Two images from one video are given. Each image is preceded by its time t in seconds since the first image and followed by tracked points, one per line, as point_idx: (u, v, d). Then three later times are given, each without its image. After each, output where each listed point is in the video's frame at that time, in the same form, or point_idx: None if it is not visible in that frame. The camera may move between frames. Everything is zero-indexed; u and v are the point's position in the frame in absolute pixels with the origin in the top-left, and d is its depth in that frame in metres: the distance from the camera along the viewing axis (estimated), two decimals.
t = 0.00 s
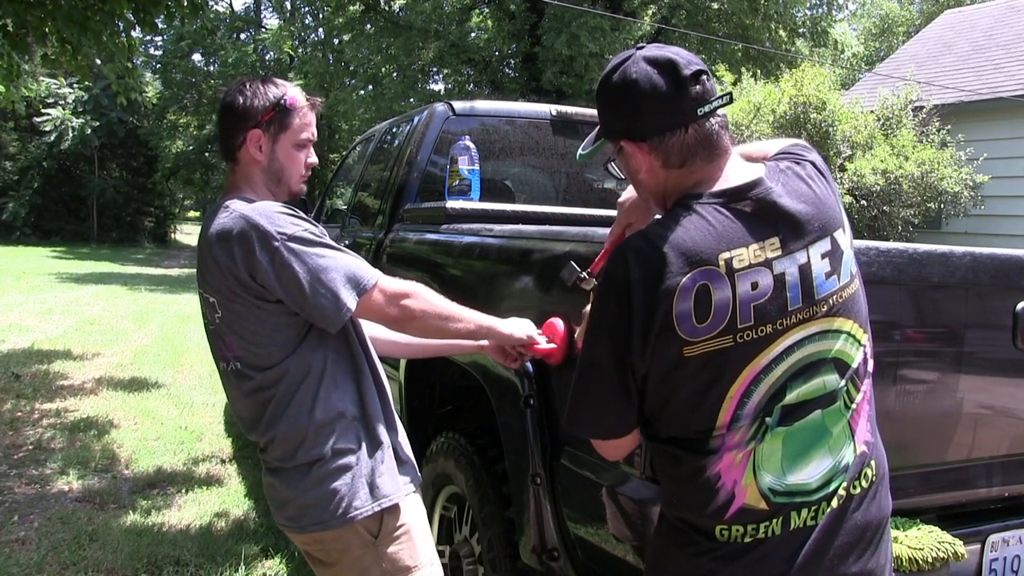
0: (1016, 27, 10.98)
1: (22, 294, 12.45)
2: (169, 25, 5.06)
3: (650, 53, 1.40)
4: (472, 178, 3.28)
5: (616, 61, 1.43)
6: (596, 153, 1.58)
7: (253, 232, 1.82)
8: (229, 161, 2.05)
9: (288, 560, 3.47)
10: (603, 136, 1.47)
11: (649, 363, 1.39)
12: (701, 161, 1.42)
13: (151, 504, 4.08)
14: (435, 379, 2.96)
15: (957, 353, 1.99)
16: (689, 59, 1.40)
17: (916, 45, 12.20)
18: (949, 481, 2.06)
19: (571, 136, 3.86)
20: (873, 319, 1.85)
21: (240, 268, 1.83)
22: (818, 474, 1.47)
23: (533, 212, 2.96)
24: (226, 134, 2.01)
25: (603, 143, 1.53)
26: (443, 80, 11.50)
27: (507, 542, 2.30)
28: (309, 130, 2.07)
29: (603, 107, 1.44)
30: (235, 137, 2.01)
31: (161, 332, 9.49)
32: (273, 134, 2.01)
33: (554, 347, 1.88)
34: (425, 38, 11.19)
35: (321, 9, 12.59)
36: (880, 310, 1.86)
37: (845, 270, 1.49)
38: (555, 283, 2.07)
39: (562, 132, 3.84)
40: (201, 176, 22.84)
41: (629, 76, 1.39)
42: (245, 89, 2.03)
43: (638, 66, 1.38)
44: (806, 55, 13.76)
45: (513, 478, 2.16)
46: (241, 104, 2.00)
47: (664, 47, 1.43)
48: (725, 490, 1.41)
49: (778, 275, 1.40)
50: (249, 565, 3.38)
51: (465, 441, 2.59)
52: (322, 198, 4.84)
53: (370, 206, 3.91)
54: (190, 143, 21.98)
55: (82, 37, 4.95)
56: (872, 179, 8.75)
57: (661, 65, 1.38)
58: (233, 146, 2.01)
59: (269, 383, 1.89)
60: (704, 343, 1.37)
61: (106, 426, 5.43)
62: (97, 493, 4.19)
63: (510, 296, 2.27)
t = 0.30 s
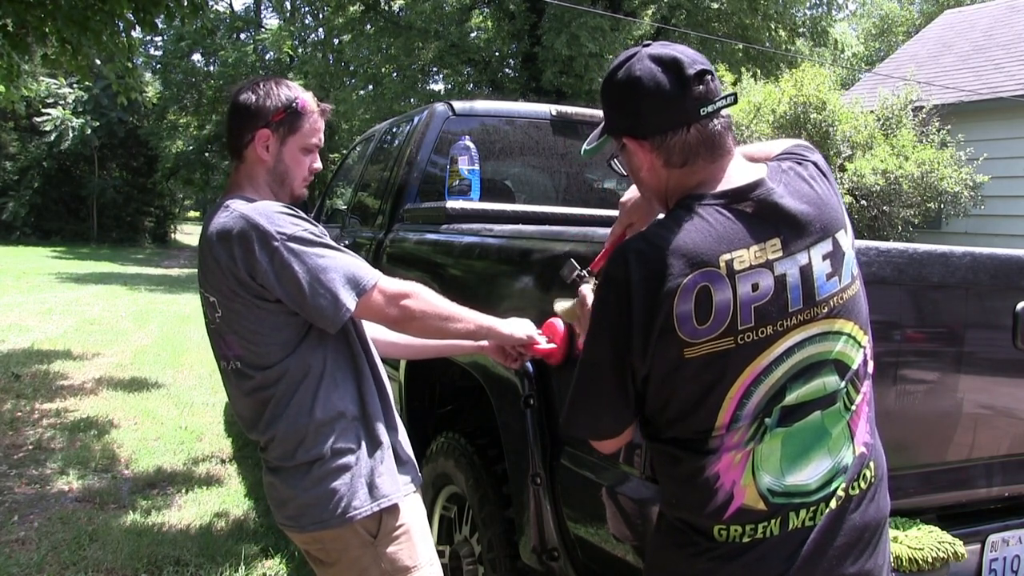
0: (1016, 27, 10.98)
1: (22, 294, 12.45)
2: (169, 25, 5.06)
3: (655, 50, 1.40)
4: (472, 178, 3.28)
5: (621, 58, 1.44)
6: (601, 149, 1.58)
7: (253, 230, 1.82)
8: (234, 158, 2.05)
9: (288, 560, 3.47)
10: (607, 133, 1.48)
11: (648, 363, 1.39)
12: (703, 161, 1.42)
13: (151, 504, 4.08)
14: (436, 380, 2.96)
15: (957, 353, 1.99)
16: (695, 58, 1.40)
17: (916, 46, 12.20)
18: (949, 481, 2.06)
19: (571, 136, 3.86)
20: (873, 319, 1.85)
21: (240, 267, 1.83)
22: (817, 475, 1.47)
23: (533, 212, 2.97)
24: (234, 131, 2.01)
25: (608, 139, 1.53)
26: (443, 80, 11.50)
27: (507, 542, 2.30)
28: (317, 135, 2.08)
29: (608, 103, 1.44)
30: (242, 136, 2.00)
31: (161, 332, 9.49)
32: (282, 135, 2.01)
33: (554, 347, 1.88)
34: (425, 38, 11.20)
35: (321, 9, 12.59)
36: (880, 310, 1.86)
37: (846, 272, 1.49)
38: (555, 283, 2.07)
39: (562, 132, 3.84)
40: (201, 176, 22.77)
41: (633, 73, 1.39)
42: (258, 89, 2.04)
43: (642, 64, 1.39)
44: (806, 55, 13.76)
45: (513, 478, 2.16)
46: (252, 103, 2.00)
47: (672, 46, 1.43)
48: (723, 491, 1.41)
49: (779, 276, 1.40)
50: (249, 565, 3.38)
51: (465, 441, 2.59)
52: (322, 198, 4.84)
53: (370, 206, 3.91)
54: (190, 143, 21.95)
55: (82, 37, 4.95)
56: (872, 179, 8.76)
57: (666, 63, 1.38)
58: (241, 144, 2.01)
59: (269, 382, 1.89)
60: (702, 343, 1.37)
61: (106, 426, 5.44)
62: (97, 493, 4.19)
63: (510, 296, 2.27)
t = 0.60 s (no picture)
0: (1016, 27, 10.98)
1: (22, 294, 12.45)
2: (169, 25, 5.06)
3: (662, 44, 1.40)
4: (472, 178, 3.28)
5: (629, 52, 1.44)
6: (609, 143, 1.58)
7: (254, 232, 1.82)
8: (238, 152, 2.04)
9: (288, 560, 3.47)
10: (614, 126, 1.48)
11: (639, 362, 1.39)
12: (706, 156, 1.42)
13: (151, 504, 4.08)
14: (436, 380, 2.96)
15: (957, 353, 1.99)
16: (702, 52, 1.39)
17: (916, 45, 12.20)
18: (949, 481, 2.06)
19: (571, 136, 3.86)
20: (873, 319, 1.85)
21: (241, 269, 1.83)
22: (808, 483, 1.47)
23: (533, 212, 2.97)
24: (240, 127, 2.01)
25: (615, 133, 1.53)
26: (443, 80, 11.49)
27: (507, 542, 2.30)
28: (322, 137, 2.10)
29: (615, 96, 1.44)
30: (250, 129, 2.00)
31: (161, 332, 9.49)
32: (291, 133, 2.02)
33: (554, 347, 1.86)
34: (424, 38, 11.20)
35: (321, 8, 12.58)
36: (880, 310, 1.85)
37: (850, 278, 1.48)
38: (554, 283, 2.07)
39: (562, 132, 3.83)
40: (200, 176, 22.70)
41: (640, 66, 1.39)
42: (267, 86, 2.04)
43: (649, 57, 1.39)
44: (806, 55, 13.76)
45: (511, 478, 2.16)
46: (264, 100, 2.01)
47: (679, 41, 1.43)
48: (710, 495, 1.41)
49: (774, 279, 1.39)
50: (249, 565, 3.38)
51: (465, 441, 2.59)
52: (322, 198, 4.84)
53: (370, 206, 3.91)
54: (189, 143, 21.85)
55: (82, 37, 4.95)
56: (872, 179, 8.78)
57: (672, 56, 1.38)
58: (248, 137, 2.00)
59: (270, 383, 1.89)
60: (693, 343, 1.37)
61: (106, 426, 5.43)
62: (97, 493, 4.19)
63: (510, 296, 2.27)
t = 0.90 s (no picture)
0: (1016, 27, 10.98)
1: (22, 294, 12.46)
2: (169, 25, 5.06)
3: (652, 49, 1.40)
4: (472, 178, 3.28)
5: (619, 58, 1.44)
6: (601, 155, 1.58)
7: (256, 233, 1.82)
8: (244, 153, 2.04)
9: (288, 560, 3.47)
10: (609, 136, 1.48)
11: (650, 370, 1.36)
12: (707, 159, 1.42)
13: (151, 504, 4.08)
14: (436, 380, 2.96)
15: (957, 353, 1.98)
16: (693, 54, 1.40)
17: (916, 46, 12.20)
18: (949, 481, 2.06)
19: (571, 136, 3.85)
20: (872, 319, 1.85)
21: (243, 270, 1.83)
22: (816, 487, 1.47)
23: (533, 212, 2.97)
24: (247, 127, 2.01)
25: (608, 144, 1.53)
26: (443, 80, 11.50)
27: (507, 542, 2.30)
28: (328, 138, 2.10)
29: (609, 104, 1.44)
30: (255, 129, 2.00)
31: (161, 332, 9.50)
32: (296, 133, 2.02)
33: (554, 347, 1.86)
34: (424, 39, 11.21)
35: (321, 9, 12.57)
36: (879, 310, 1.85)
37: (856, 279, 1.48)
38: (554, 283, 2.07)
39: (562, 132, 3.83)
40: (201, 176, 22.63)
41: (634, 72, 1.39)
42: (273, 88, 2.05)
43: (641, 63, 1.39)
44: (806, 55, 13.76)
45: (513, 479, 2.16)
46: (269, 101, 2.02)
47: (674, 45, 1.43)
48: (719, 499, 1.41)
49: (782, 279, 1.39)
50: (249, 565, 3.38)
51: (466, 440, 2.58)
52: (322, 198, 4.85)
53: (370, 206, 3.91)
54: (189, 143, 21.82)
55: (82, 37, 4.95)
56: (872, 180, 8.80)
57: (664, 60, 1.38)
58: (253, 137, 2.01)
59: (273, 382, 1.89)
60: (705, 347, 1.36)
61: (106, 426, 5.44)
62: (97, 493, 4.19)
63: (510, 296, 2.27)
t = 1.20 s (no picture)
0: (1016, 27, 10.98)
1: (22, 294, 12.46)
2: (169, 25, 5.07)
3: (637, 55, 1.40)
4: (472, 178, 3.27)
5: (606, 65, 1.44)
6: (593, 162, 1.58)
7: (253, 234, 1.82)
8: (239, 155, 2.05)
9: (288, 560, 3.47)
10: (599, 143, 1.48)
11: (649, 373, 1.36)
12: (699, 162, 1.42)
13: (151, 504, 4.08)
14: (436, 380, 2.96)
15: (958, 352, 1.99)
16: (679, 57, 1.39)
17: (915, 45, 12.21)
18: (949, 481, 2.06)
19: (571, 136, 3.85)
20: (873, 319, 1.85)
21: (241, 271, 1.83)
22: (813, 487, 1.47)
23: (533, 212, 2.96)
24: (241, 129, 2.02)
25: (600, 151, 1.53)
26: (443, 80, 11.49)
27: (506, 541, 2.30)
28: (322, 137, 2.09)
29: (597, 110, 1.44)
30: (248, 131, 2.01)
31: (161, 332, 9.50)
32: (288, 132, 2.01)
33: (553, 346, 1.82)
34: (424, 39, 11.21)
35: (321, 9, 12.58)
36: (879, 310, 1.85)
37: (851, 279, 1.48)
38: (554, 284, 2.07)
39: (562, 132, 3.83)
40: (201, 177, 22.38)
41: (619, 79, 1.39)
42: (265, 91, 2.06)
43: (626, 69, 1.38)
44: (806, 55, 13.77)
45: (513, 479, 2.17)
46: (261, 103, 2.03)
47: (660, 45, 1.43)
48: (716, 499, 1.41)
49: (778, 281, 1.39)
50: (249, 565, 3.38)
51: (465, 440, 2.58)
52: (322, 198, 4.85)
53: (370, 206, 3.91)
54: (189, 143, 21.83)
55: (82, 37, 4.95)
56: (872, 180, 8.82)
57: (649, 65, 1.38)
58: (246, 139, 2.01)
59: (272, 383, 1.89)
60: (702, 351, 1.36)
61: (106, 426, 5.44)
62: (97, 493, 4.19)
63: (510, 297, 2.27)
